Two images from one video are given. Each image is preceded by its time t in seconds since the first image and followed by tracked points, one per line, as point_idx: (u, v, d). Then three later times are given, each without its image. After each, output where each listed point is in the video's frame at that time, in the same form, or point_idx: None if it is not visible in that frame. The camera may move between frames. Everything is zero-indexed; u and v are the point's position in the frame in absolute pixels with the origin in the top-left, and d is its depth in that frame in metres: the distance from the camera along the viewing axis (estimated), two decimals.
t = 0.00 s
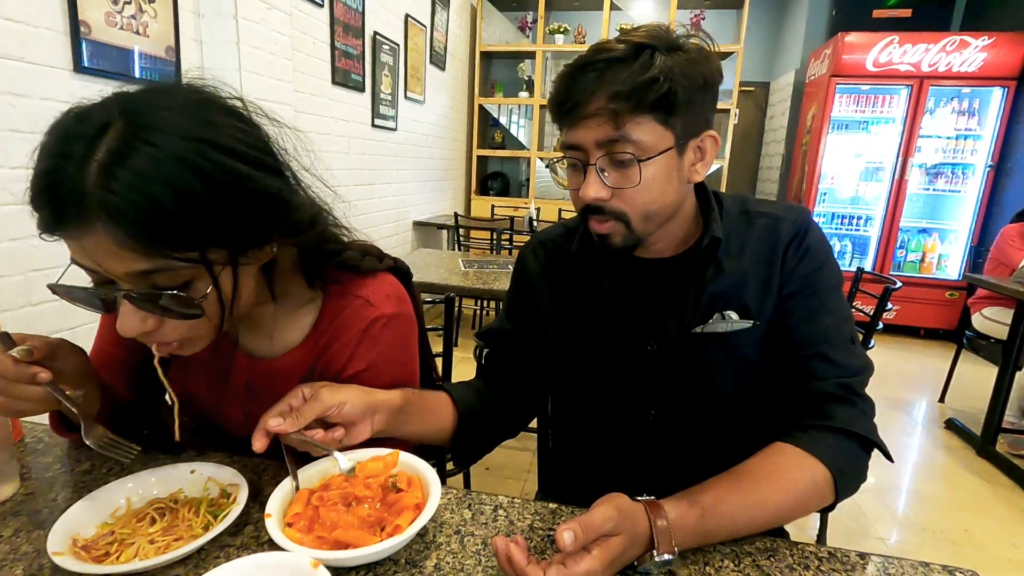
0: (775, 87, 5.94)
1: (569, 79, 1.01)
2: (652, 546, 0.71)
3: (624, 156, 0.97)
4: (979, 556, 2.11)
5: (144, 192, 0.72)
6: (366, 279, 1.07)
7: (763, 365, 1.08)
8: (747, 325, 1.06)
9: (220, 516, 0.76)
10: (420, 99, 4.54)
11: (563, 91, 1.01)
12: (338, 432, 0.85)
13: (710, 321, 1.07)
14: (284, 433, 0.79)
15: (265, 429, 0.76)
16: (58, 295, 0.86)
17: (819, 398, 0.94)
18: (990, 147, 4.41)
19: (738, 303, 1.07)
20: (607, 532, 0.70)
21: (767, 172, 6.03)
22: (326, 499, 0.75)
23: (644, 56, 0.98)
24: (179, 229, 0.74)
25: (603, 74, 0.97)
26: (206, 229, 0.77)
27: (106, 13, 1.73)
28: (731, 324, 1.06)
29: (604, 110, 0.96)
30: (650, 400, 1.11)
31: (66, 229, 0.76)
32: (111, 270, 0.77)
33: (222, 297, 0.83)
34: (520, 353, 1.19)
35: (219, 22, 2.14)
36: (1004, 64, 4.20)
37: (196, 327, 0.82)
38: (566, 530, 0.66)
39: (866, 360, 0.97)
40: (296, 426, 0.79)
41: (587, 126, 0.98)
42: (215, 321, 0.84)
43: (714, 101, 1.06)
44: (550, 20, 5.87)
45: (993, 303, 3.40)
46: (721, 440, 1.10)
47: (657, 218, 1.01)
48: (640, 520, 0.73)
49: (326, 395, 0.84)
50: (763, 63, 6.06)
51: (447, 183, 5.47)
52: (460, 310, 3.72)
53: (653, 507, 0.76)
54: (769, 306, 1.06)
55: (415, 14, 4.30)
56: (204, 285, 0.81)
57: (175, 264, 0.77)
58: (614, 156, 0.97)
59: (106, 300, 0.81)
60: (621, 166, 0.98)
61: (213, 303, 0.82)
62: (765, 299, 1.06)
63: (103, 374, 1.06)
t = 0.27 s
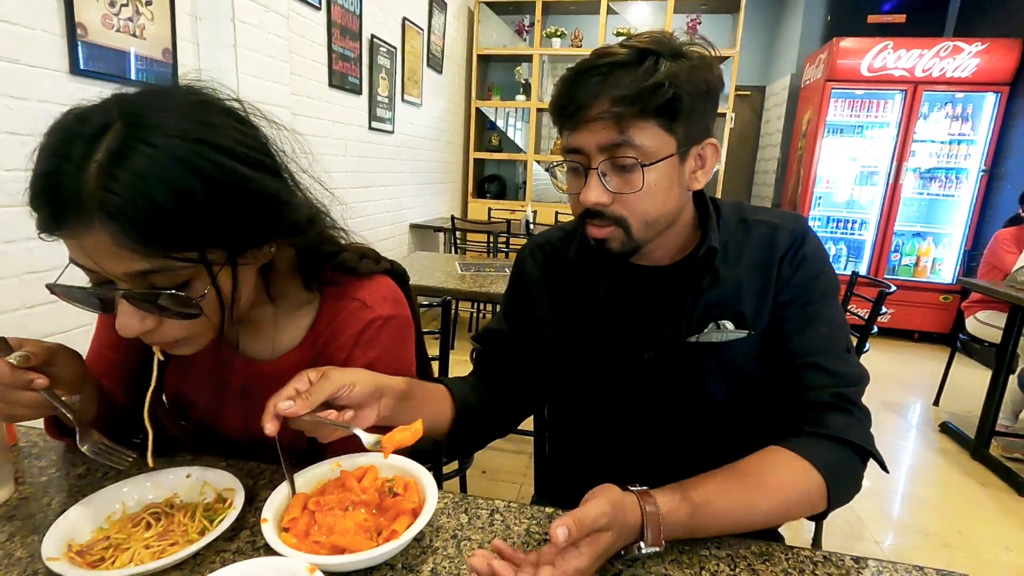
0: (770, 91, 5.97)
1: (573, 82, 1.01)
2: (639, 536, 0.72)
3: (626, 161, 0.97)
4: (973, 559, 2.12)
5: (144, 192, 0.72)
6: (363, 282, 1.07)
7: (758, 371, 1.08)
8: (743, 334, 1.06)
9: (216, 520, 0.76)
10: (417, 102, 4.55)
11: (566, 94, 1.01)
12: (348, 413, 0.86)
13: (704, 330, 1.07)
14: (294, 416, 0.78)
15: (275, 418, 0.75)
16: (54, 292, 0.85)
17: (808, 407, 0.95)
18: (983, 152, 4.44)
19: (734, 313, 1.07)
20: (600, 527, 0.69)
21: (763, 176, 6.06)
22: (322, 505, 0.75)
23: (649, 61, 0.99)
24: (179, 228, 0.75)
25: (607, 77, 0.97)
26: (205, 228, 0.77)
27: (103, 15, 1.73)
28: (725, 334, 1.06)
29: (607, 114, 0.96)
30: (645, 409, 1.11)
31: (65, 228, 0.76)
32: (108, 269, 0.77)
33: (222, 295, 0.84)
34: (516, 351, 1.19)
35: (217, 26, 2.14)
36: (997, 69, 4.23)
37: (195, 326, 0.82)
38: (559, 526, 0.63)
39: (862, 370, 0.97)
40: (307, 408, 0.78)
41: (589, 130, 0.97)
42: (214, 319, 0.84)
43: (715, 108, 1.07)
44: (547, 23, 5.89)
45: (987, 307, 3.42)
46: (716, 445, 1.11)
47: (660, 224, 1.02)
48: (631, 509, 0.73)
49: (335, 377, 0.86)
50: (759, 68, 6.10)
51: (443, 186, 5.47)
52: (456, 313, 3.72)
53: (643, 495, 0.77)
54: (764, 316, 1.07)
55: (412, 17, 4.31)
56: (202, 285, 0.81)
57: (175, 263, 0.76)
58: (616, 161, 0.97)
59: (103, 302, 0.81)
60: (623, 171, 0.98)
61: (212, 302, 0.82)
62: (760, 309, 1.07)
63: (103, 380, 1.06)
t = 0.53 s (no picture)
0: (766, 97, 6.01)
1: (580, 97, 1.01)
2: (615, 479, 0.82)
3: (635, 178, 0.97)
4: (968, 562, 2.13)
5: (148, 196, 0.74)
6: (362, 287, 1.08)
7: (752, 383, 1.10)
8: (739, 351, 1.06)
9: (214, 527, 0.76)
10: (414, 108, 4.57)
11: (572, 109, 1.01)
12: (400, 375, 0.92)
13: (700, 346, 1.07)
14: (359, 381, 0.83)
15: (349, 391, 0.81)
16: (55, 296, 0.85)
17: (809, 425, 0.96)
18: (976, 157, 4.48)
19: (729, 330, 1.07)
20: (586, 463, 0.75)
21: (758, 181, 6.09)
22: (320, 511, 0.75)
23: (656, 77, 0.99)
24: (180, 233, 0.76)
25: (615, 93, 0.98)
26: (207, 233, 0.78)
27: (101, 22, 1.74)
28: (720, 351, 1.07)
29: (616, 131, 0.96)
30: (638, 424, 1.13)
31: (70, 233, 0.77)
32: (112, 272, 0.77)
33: (222, 299, 0.84)
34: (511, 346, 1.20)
35: (215, 31, 2.15)
36: (989, 76, 4.28)
37: (196, 330, 0.82)
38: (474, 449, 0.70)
39: (854, 387, 1.00)
40: (372, 373, 0.85)
41: (597, 147, 0.97)
42: (215, 322, 0.85)
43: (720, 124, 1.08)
44: (544, 29, 5.92)
45: (980, 311, 3.44)
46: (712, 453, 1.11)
47: (661, 244, 1.02)
48: (618, 453, 0.80)
49: (387, 343, 0.90)
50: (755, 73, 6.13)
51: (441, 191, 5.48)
52: (453, 317, 3.72)
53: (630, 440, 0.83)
54: (759, 332, 1.07)
55: (409, 23, 4.33)
56: (204, 289, 0.81)
57: (177, 267, 0.77)
58: (624, 179, 0.97)
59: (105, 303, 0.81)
60: (632, 188, 0.98)
61: (213, 306, 0.83)
62: (755, 325, 1.07)
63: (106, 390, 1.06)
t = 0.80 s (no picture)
0: (762, 100, 6.03)
1: (587, 114, 0.99)
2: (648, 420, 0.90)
3: (645, 198, 0.97)
4: (964, 563, 2.14)
5: (152, 197, 0.74)
6: (360, 289, 1.08)
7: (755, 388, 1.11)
8: (742, 360, 1.07)
9: (211, 529, 0.76)
10: (411, 111, 4.58)
11: (579, 127, 0.99)
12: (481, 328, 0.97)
13: (703, 355, 1.08)
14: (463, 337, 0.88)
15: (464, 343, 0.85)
16: (60, 297, 0.84)
17: (831, 433, 1.00)
18: (970, 160, 4.51)
19: (732, 338, 1.08)
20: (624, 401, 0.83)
21: (754, 183, 6.11)
22: (317, 513, 0.75)
23: (668, 95, 0.98)
24: (182, 233, 0.76)
25: (623, 110, 0.96)
26: (209, 233, 0.79)
27: (99, 26, 1.75)
28: (724, 359, 1.07)
29: (627, 151, 0.95)
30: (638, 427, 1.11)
31: (73, 232, 0.77)
32: (115, 270, 0.78)
33: (224, 297, 0.85)
34: (509, 338, 1.20)
35: (211, 35, 2.15)
36: (983, 79, 4.31)
37: (197, 328, 0.83)
38: (500, 371, 0.82)
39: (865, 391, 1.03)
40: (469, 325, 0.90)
41: (607, 168, 0.96)
42: (217, 321, 0.86)
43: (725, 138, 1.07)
44: (540, 33, 5.94)
45: (975, 312, 3.46)
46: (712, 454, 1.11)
47: (668, 262, 1.04)
48: (655, 399, 0.88)
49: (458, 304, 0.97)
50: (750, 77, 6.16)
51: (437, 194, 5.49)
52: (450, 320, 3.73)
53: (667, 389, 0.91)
54: (763, 341, 1.08)
55: (406, 27, 4.34)
56: (206, 287, 0.82)
57: (180, 265, 0.78)
58: (634, 198, 0.97)
59: (106, 302, 0.82)
60: (641, 208, 0.98)
61: (214, 305, 0.84)
62: (759, 335, 1.07)
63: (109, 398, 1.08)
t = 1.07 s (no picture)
0: (757, 102, 6.06)
1: (592, 121, 0.99)
2: (680, 399, 0.91)
3: (650, 204, 0.96)
4: (958, 562, 2.15)
5: (160, 192, 0.75)
6: (359, 289, 1.06)
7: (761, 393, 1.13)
8: (746, 368, 1.07)
9: (205, 532, 0.76)
10: (407, 114, 4.58)
11: (584, 133, 0.99)
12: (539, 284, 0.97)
13: (708, 361, 1.08)
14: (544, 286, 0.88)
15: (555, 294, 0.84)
16: (67, 291, 0.87)
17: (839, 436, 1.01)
18: (963, 161, 4.53)
19: (734, 344, 1.08)
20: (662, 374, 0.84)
21: (750, 185, 6.13)
22: (312, 515, 0.75)
23: (673, 101, 0.98)
24: (187, 228, 0.77)
25: (628, 117, 0.96)
26: (214, 229, 0.80)
27: (94, 30, 1.75)
28: (728, 367, 1.07)
29: (633, 157, 0.95)
30: (637, 430, 1.11)
31: (80, 226, 0.78)
32: (120, 263, 0.78)
33: (228, 292, 0.85)
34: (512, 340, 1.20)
35: (206, 39, 2.15)
36: (976, 81, 4.33)
37: (199, 323, 0.83)
38: (548, 336, 0.87)
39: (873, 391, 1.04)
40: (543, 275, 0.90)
41: (611, 172, 0.95)
42: (220, 316, 0.86)
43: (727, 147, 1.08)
44: (536, 36, 5.96)
45: (968, 313, 3.48)
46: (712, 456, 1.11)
47: (676, 272, 1.05)
48: (690, 379, 0.89)
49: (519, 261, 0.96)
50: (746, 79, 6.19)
51: (434, 196, 5.50)
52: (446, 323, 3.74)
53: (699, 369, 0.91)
54: (766, 347, 1.09)
55: (402, 30, 4.36)
56: (210, 282, 0.82)
57: (185, 260, 0.78)
58: (639, 204, 0.96)
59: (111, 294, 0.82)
60: (646, 211, 0.97)
61: (218, 299, 0.83)
62: (763, 338, 1.09)
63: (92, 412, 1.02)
